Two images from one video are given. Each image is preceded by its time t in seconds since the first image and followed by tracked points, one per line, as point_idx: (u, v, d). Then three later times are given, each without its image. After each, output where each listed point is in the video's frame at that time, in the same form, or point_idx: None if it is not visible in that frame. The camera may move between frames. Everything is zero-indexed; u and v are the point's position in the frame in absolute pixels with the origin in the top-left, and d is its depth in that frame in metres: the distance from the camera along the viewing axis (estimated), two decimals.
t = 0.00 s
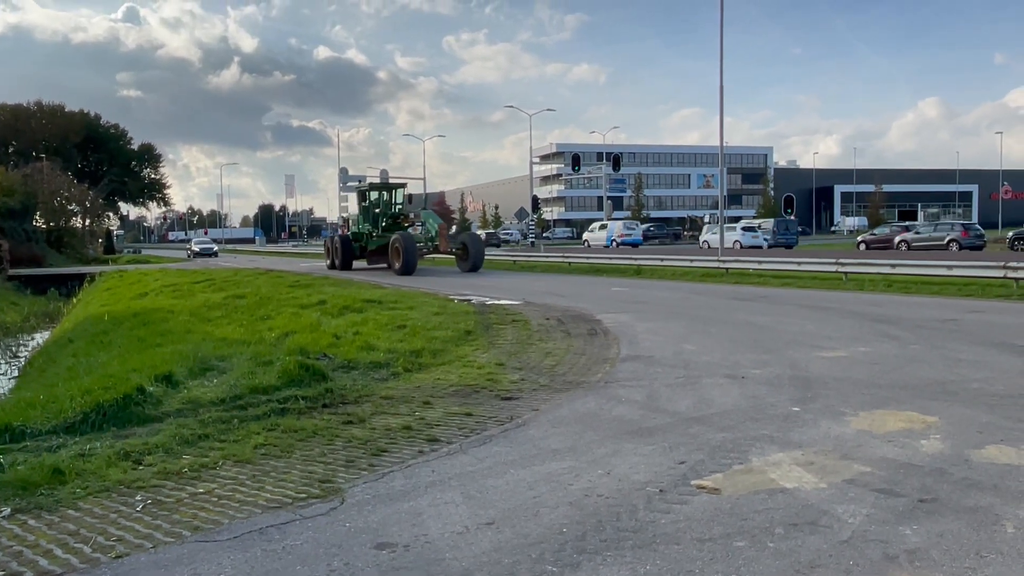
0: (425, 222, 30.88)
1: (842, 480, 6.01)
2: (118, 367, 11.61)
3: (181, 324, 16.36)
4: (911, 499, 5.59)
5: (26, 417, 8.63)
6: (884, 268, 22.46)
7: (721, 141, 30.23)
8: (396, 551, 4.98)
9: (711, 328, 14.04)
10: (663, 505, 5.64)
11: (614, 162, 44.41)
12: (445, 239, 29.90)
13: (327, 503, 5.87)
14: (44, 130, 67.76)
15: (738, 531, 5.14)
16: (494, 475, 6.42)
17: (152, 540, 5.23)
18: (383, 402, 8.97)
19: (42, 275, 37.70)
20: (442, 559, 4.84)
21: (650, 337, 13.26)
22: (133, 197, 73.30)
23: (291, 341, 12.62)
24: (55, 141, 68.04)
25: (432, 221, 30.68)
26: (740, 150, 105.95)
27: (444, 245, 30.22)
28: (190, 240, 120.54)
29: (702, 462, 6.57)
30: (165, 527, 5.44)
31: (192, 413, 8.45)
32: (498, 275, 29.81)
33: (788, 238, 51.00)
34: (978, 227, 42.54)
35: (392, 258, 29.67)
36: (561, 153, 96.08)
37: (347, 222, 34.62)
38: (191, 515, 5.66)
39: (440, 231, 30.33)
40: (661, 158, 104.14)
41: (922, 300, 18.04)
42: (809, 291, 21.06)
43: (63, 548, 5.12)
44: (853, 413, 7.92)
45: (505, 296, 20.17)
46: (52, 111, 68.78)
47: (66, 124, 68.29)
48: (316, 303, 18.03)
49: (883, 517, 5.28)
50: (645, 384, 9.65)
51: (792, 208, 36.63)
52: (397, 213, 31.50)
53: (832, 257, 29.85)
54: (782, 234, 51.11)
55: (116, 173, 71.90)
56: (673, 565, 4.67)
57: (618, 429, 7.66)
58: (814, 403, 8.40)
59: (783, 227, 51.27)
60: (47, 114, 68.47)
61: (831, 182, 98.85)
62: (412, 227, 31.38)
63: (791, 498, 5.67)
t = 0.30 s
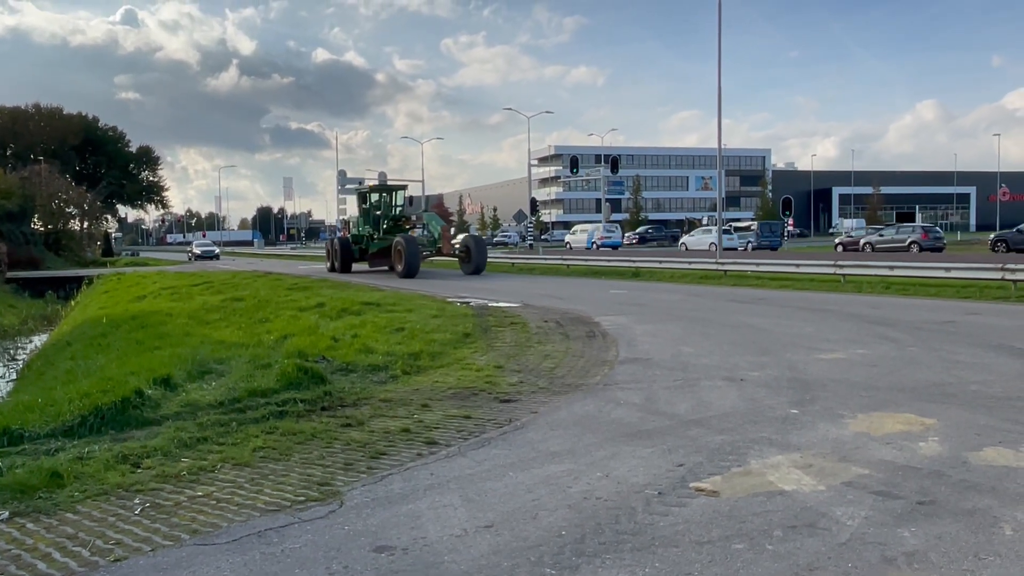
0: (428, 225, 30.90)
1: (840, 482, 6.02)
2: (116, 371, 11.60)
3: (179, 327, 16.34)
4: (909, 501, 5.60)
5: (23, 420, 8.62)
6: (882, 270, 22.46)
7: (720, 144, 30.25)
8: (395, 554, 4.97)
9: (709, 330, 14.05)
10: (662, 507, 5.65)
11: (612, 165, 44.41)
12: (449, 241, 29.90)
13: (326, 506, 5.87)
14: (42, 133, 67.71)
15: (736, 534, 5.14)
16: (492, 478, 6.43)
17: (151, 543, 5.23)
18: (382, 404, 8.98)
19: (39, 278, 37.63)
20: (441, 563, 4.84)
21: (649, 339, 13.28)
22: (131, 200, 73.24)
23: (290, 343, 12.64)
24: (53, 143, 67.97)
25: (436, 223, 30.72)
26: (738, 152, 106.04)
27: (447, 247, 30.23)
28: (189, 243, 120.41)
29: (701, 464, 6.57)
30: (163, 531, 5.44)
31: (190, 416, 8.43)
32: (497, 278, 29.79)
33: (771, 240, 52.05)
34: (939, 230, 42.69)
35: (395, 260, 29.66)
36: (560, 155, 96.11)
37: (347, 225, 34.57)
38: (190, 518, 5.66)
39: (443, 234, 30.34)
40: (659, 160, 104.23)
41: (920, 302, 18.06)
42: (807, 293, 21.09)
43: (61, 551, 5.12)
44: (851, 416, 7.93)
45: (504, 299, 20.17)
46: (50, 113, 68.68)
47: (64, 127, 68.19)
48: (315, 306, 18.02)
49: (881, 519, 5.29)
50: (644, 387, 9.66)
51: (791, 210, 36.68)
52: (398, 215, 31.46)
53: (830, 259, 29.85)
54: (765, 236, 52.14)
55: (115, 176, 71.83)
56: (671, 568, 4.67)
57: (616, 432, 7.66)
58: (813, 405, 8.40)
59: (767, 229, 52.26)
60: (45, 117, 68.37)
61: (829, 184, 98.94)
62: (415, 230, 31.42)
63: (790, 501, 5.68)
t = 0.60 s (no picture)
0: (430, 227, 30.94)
1: (838, 484, 6.02)
2: (113, 373, 11.59)
3: (177, 329, 16.35)
4: (906, 503, 5.61)
5: (21, 423, 8.60)
6: (879, 272, 22.47)
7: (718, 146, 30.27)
8: (393, 557, 4.98)
9: (707, 332, 14.06)
10: (659, 509, 5.65)
11: (609, 167, 44.46)
12: (451, 243, 29.95)
13: (324, 508, 5.86)
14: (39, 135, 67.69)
15: (734, 536, 5.15)
16: (490, 480, 6.43)
17: (149, 546, 5.22)
18: (380, 407, 8.98)
19: (36, 280, 37.58)
20: (439, 565, 4.84)
21: (646, 341, 13.29)
22: (129, 202, 73.25)
23: (288, 346, 12.63)
24: (50, 145, 67.96)
25: (437, 225, 30.76)
26: (735, 153, 106.16)
27: (449, 249, 30.27)
28: (186, 244, 120.37)
29: (699, 466, 6.57)
30: (161, 533, 5.44)
31: (188, 419, 8.42)
32: (495, 279, 29.79)
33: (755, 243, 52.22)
34: (898, 230, 45.18)
35: (396, 262, 29.63)
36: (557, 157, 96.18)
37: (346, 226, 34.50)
38: (187, 521, 5.66)
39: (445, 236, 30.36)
40: (657, 161, 104.33)
41: (917, 304, 18.09)
42: (804, 294, 21.11)
43: (59, 554, 5.11)
44: (849, 417, 7.94)
45: (501, 301, 20.17)
46: (47, 115, 68.67)
47: (61, 129, 68.20)
48: (312, 308, 18.02)
49: (878, 521, 5.30)
50: (642, 389, 9.66)
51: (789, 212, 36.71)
52: (399, 217, 31.44)
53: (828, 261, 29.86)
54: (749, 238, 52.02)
55: (112, 177, 71.81)
56: (670, 570, 4.68)
57: (614, 434, 7.66)
58: (810, 407, 8.42)
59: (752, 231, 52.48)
60: (41, 119, 68.34)
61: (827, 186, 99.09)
62: (414, 232, 31.46)
63: (788, 503, 5.68)
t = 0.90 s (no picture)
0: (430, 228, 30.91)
1: (834, 485, 6.03)
2: (108, 374, 11.56)
3: (172, 330, 16.33)
4: (902, 504, 5.62)
5: (16, 425, 8.57)
6: (875, 273, 22.53)
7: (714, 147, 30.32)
8: (390, 558, 4.97)
9: (703, 333, 14.07)
10: (656, 511, 5.65)
11: (605, 168, 44.47)
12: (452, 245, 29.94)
13: (320, 510, 5.85)
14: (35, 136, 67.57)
15: (730, 537, 5.15)
16: (487, 481, 6.42)
17: (145, 548, 5.21)
18: (376, 408, 8.98)
19: (31, 281, 37.39)
20: (435, 566, 4.84)
21: (643, 342, 13.29)
22: (124, 203, 73.16)
23: (284, 347, 12.61)
24: (45, 146, 67.83)
25: (437, 226, 30.76)
26: (731, 155, 106.32)
27: (450, 251, 30.24)
28: (182, 245, 120.22)
29: (695, 467, 6.58)
30: (157, 535, 5.42)
31: (184, 420, 8.40)
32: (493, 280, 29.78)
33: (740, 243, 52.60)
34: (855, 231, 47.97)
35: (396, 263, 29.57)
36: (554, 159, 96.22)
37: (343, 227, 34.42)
38: (183, 523, 5.64)
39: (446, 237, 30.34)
40: (653, 163, 104.48)
41: (913, 305, 18.14)
42: (800, 296, 21.15)
43: (54, 556, 5.10)
44: (845, 418, 7.95)
45: (498, 302, 20.18)
46: (42, 116, 68.54)
47: (56, 129, 68.07)
48: (308, 309, 18.01)
49: (874, 521, 5.30)
50: (638, 390, 9.67)
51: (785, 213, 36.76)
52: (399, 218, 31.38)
53: (824, 262, 29.92)
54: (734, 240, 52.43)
55: (108, 178, 71.68)
56: (666, 570, 4.69)
57: (610, 435, 7.66)
58: (806, 408, 8.43)
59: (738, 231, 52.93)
60: (37, 120, 68.23)
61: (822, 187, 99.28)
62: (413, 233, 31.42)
63: (784, 504, 5.69)
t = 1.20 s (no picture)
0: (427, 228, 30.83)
1: (828, 485, 6.04)
2: (102, 375, 11.53)
3: (166, 331, 16.28)
4: (896, 504, 5.63)
5: (9, 426, 8.54)
6: (869, 274, 22.58)
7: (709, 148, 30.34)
8: (384, 559, 4.97)
9: (698, 334, 14.08)
10: (650, 511, 5.66)
11: (599, 169, 44.43)
12: (451, 245, 29.91)
13: (315, 511, 5.85)
14: (28, 136, 67.34)
15: (725, 537, 5.16)
16: (481, 482, 6.42)
17: (139, 549, 5.20)
18: (370, 408, 8.98)
19: (24, 281, 37.11)
20: (430, 567, 4.83)
21: (637, 343, 13.28)
22: (118, 204, 72.91)
23: (278, 348, 12.57)
24: (39, 146, 67.63)
25: (435, 226, 30.68)
26: (726, 156, 106.46)
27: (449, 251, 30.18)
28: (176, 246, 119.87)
29: (689, 467, 6.59)
30: (151, 536, 5.41)
31: (178, 422, 8.39)
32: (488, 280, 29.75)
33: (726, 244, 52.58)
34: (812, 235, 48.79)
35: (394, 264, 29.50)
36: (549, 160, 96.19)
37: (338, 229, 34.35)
38: (178, 524, 5.63)
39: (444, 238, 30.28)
40: (648, 164, 104.54)
41: (906, 305, 18.17)
42: (794, 296, 21.17)
43: (47, 557, 5.08)
44: (839, 419, 7.96)
45: (492, 303, 20.16)
46: (35, 117, 68.32)
47: (49, 130, 67.84)
48: (303, 310, 17.99)
49: (868, 522, 5.32)
50: (633, 390, 9.68)
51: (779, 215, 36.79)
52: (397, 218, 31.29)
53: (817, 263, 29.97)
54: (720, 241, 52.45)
55: (101, 179, 71.43)
56: (661, 571, 4.69)
57: (604, 436, 7.67)
58: (801, 409, 8.45)
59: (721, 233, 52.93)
60: (30, 121, 68.02)
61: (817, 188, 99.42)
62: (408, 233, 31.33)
63: (778, 504, 5.70)
